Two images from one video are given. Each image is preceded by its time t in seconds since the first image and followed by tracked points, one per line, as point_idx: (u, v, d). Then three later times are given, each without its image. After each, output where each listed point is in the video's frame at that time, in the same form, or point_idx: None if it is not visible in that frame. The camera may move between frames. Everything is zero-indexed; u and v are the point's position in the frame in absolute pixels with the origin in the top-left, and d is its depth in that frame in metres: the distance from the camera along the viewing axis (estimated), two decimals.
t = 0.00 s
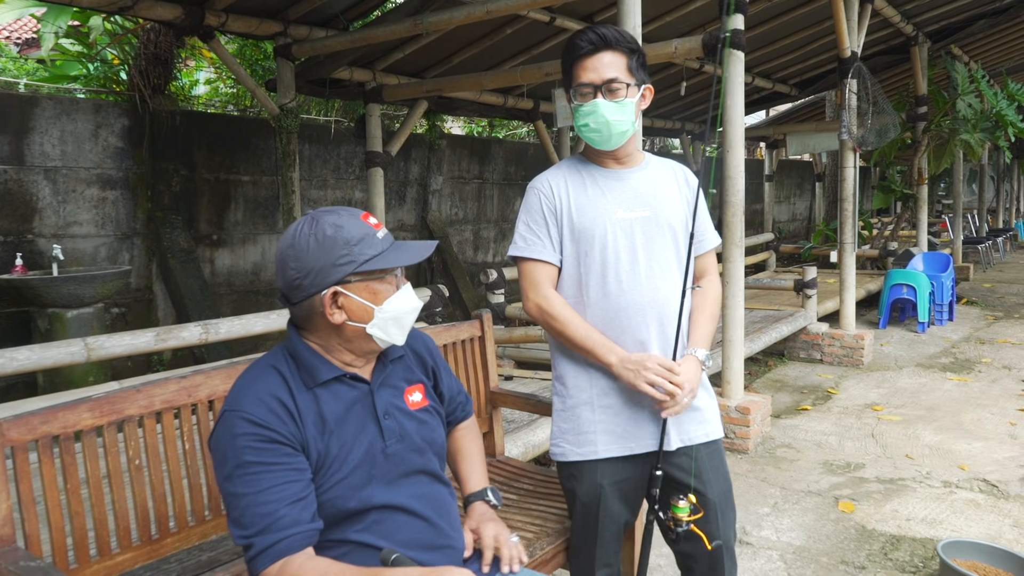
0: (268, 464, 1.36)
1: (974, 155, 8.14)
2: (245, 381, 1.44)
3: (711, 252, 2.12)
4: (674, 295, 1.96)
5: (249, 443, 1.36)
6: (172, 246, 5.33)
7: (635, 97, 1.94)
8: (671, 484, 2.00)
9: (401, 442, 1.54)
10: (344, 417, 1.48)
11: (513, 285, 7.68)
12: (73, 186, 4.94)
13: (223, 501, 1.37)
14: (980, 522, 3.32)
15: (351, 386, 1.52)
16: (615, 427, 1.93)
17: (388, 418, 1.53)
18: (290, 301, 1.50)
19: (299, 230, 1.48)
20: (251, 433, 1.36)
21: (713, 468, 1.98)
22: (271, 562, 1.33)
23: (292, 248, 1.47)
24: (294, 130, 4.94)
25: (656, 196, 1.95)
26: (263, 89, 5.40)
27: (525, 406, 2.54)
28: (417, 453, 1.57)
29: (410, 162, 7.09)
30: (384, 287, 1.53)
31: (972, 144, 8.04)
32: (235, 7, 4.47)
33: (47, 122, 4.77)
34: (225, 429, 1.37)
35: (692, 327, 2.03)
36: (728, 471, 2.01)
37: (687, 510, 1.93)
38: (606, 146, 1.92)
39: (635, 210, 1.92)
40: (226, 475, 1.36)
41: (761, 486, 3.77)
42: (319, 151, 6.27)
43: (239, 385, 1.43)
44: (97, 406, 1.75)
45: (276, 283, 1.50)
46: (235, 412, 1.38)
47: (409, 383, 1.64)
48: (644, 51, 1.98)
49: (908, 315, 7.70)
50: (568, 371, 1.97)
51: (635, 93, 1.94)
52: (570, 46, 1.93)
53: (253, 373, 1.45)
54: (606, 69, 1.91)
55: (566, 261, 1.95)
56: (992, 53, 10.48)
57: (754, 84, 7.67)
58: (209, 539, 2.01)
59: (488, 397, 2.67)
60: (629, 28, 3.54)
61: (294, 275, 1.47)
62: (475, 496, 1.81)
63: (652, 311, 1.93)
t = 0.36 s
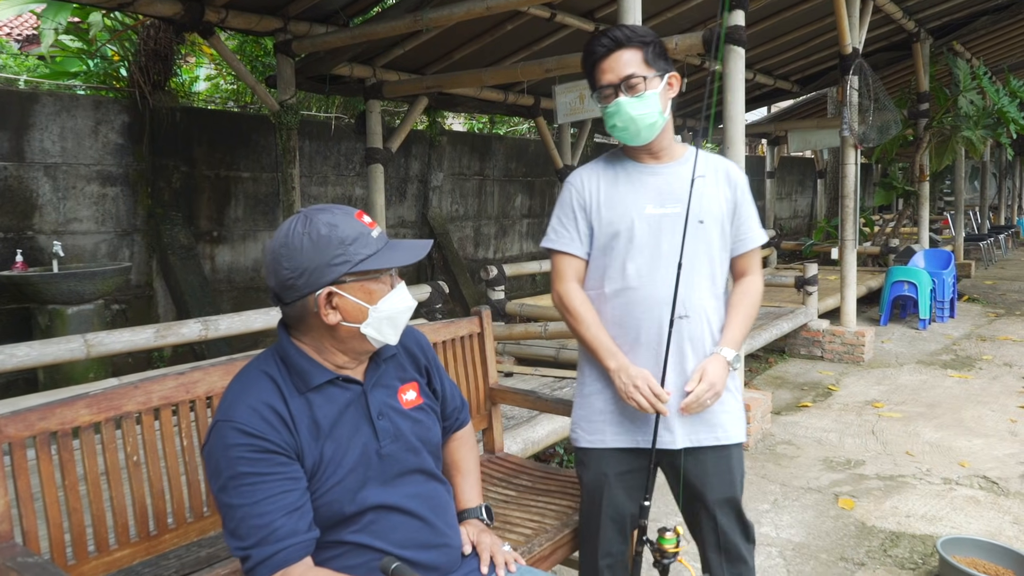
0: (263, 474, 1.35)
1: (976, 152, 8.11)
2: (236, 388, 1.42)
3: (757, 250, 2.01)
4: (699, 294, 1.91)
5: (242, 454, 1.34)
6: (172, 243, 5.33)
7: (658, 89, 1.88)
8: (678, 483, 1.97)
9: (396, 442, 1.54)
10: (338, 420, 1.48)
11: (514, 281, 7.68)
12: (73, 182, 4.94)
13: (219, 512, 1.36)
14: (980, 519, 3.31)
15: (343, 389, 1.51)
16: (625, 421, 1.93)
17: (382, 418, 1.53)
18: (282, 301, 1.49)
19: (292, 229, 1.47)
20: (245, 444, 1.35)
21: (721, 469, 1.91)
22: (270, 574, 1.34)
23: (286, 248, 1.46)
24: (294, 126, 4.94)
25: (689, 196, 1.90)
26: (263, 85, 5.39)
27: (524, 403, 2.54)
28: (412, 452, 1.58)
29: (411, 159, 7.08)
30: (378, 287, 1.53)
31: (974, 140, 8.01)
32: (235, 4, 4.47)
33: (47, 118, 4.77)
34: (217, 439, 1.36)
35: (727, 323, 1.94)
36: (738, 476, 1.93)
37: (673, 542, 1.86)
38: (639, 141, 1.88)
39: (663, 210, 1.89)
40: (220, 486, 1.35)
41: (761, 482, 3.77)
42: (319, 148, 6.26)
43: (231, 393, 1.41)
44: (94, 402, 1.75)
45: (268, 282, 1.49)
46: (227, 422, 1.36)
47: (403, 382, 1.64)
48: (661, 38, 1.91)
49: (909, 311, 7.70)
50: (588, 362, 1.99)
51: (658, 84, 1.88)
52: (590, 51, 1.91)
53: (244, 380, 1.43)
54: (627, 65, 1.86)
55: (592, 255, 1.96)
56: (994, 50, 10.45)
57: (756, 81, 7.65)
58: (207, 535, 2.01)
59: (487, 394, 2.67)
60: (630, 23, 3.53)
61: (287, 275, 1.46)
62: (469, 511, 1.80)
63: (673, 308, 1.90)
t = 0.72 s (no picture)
0: (261, 477, 1.35)
1: (977, 147, 8.10)
2: (233, 389, 1.42)
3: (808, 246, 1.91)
4: (737, 289, 1.88)
5: (240, 457, 1.35)
6: (172, 238, 5.33)
7: (724, 90, 1.83)
8: (710, 478, 1.97)
9: (394, 439, 1.54)
10: (336, 419, 1.48)
11: (514, 277, 7.68)
12: (73, 177, 4.93)
13: (218, 514, 1.37)
14: (979, 515, 3.32)
15: (341, 387, 1.51)
16: (657, 409, 1.96)
17: (379, 416, 1.53)
18: (278, 298, 1.49)
19: (289, 225, 1.46)
20: (243, 446, 1.35)
21: (753, 469, 1.90)
22: None
23: (282, 245, 1.45)
24: (294, 121, 4.94)
25: (727, 191, 1.87)
26: (264, 80, 5.39)
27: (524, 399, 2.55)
28: (410, 448, 1.58)
29: (411, 154, 7.07)
30: (375, 285, 1.53)
31: (975, 136, 7.99)
32: None
33: (47, 113, 4.76)
34: (216, 442, 1.36)
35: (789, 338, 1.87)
36: (772, 472, 1.93)
37: (642, 560, 1.75)
38: (686, 133, 1.85)
39: (699, 204, 1.89)
40: (218, 489, 1.36)
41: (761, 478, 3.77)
42: (320, 143, 6.26)
43: (229, 394, 1.41)
44: (94, 397, 1.75)
45: (264, 279, 1.48)
46: (225, 425, 1.36)
47: (400, 379, 1.64)
48: (746, 40, 1.86)
49: (910, 307, 7.70)
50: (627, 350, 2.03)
51: (725, 84, 1.84)
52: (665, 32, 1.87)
53: (241, 380, 1.44)
54: (698, 56, 1.82)
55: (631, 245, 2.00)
56: (996, 46, 10.42)
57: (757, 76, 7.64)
58: (206, 530, 2.02)
59: (487, 390, 2.68)
60: (630, 18, 3.52)
61: (284, 272, 1.45)
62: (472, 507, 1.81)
63: (707, 302, 1.89)
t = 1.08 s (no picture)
0: (246, 465, 1.34)
1: (971, 148, 8.13)
2: (218, 381, 1.43)
3: (838, 249, 1.89)
4: (753, 292, 1.89)
5: (226, 445, 1.35)
6: (166, 237, 5.33)
7: (753, 95, 1.86)
8: (716, 475, 1.98)
9: (380, 433, 1.54)
10: (321, 412, 1.48)
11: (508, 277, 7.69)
12: (67, 176, 4.92)
13: (203, 504, 1.35)
14: (971, 514, 3.33)
15: (326, 380, 1.52)
16: (669, 405, 1.99)
17: (364, 409, 1.53)
18: (267, 289, 1.48)
19: (283, 219, 1.45)
20: (229, 435, 1.35)
21: (759, 466, 1.92)
22: (255, 564, 1.31)
23: (276, 237, 1.45)
24: (289, 120, 4.93)
25: (749, 192, 1.88)
26: (258, 79, 5.38)
27: (518, 399, 2.56)
28: (396, 443, 1.58)
29: (406, 154, 7.06)
30: (364, 284, 1.52)
31: (969, 137, 8.02)
32: None
33: (41, 111, 4.74)
34: (201, 431, 1.36)
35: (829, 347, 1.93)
36: (779, 471, 1.94)
37: (634, 564, 1.88)
38: (718, 140, 1.87)
39: (718, 204, 1.91)
40: (204, 478, 1.34)
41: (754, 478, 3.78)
42: (315, 143, 6.25)
43: (215, 385, 1.42)
44: (86, 396, 1.75)
45: (254, 268, 1.48)
46: (211, 415, 1.37)
47: (386, 374, 1.65)
48: (773, 41, 1.86)
49: (903, 308, 7.73)
50: (645, 345, 2.06)
51: (755, 89, 1.86)
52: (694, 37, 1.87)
53: (227, 372, 1.44)
54: (729, 64, 1.84)
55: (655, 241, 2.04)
56: (990, 47, 10.47)
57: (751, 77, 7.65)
58: (199, 530, 2.02)
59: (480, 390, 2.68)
60: (625, 19, 3.53)
61: (275, 263, 1.44)
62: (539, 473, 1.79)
63: (721, 303, 1.90)
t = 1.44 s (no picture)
0: (230, 456, 1.36)
1: (964, 156, 8.17)
2: (209, 375, 1.45)
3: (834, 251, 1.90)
4: (762, 297, 1.89)
5: (213, 435, 1.36)
6: (160, 242, 5.32)
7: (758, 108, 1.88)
8: (723, 482, 1.99)
9: (366, 432, 1.53)
10: (307, 408, 1.48)
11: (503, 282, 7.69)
12: (61, 180, 4.91)
13: (188, 495, 1.37)
14: (963, 522, 3.34)
15: (313, 377, 1.52)
16: (680, 412, 1.99)
17: (350, 407, 1.52)
18: (257, 284, 1.52)
19: (273, 216, 1.50)
20: (215, 426, 1.37)
21: (764, 472, 1.92)
22: (234, 554, 1.31)
23: (264, 232, 1.49)
24: (284, 125, 4.94)
25: (754, 195, 1.89)
26: (253, 84, 5.38)
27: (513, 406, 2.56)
28: (382, 444, 1.56)
29: (401, 159, 7.07)
30: (347, 278, 1.53)
31: (962, 145, 8.06)
32: (224, 2, 4.45)
33: (35, 115, 4.73)
34: (189, 422, 1.38)
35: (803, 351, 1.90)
36: (783, 480, 1.94)
37: None
38: (723, 151, 1.90)
39: (724, 209, 1.91)
40: (190, 468, 1.36)
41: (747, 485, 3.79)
42: (310, 148, 6.25)
43: (205, 379, 1.44)
44: (76, 402, 1.74)
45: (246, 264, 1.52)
46: (199, 406, 1.39)
47: (375, 374, 1.62)
48: (780, 54, 1.88)
49: (897, 315, 7.75)
50: (652, 352, 2.05)
51: (760, 102, 1.88)
52: (701, 45, 1.87)
53: (217, 367, 1.47)
54: (736, 77, 1.86)
55: (659, 249, 2.04)
56: (983, 55, 10.53)
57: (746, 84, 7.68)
58: (189, 536, 2.01)
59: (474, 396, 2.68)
60: (619, 26, 3.54)
61: (262, 257, 1.48)
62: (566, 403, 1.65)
63: (730, 308, 1.90)
